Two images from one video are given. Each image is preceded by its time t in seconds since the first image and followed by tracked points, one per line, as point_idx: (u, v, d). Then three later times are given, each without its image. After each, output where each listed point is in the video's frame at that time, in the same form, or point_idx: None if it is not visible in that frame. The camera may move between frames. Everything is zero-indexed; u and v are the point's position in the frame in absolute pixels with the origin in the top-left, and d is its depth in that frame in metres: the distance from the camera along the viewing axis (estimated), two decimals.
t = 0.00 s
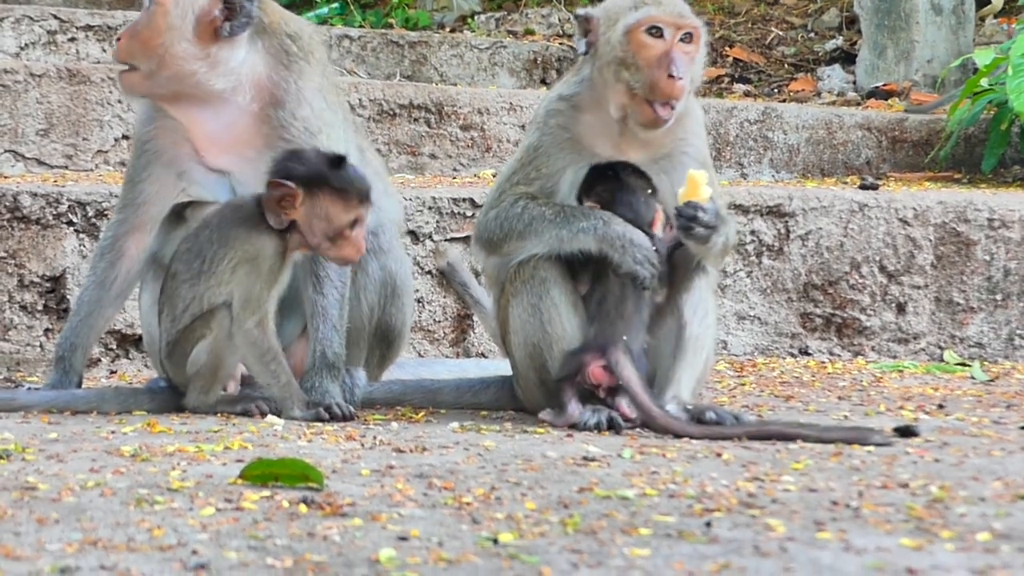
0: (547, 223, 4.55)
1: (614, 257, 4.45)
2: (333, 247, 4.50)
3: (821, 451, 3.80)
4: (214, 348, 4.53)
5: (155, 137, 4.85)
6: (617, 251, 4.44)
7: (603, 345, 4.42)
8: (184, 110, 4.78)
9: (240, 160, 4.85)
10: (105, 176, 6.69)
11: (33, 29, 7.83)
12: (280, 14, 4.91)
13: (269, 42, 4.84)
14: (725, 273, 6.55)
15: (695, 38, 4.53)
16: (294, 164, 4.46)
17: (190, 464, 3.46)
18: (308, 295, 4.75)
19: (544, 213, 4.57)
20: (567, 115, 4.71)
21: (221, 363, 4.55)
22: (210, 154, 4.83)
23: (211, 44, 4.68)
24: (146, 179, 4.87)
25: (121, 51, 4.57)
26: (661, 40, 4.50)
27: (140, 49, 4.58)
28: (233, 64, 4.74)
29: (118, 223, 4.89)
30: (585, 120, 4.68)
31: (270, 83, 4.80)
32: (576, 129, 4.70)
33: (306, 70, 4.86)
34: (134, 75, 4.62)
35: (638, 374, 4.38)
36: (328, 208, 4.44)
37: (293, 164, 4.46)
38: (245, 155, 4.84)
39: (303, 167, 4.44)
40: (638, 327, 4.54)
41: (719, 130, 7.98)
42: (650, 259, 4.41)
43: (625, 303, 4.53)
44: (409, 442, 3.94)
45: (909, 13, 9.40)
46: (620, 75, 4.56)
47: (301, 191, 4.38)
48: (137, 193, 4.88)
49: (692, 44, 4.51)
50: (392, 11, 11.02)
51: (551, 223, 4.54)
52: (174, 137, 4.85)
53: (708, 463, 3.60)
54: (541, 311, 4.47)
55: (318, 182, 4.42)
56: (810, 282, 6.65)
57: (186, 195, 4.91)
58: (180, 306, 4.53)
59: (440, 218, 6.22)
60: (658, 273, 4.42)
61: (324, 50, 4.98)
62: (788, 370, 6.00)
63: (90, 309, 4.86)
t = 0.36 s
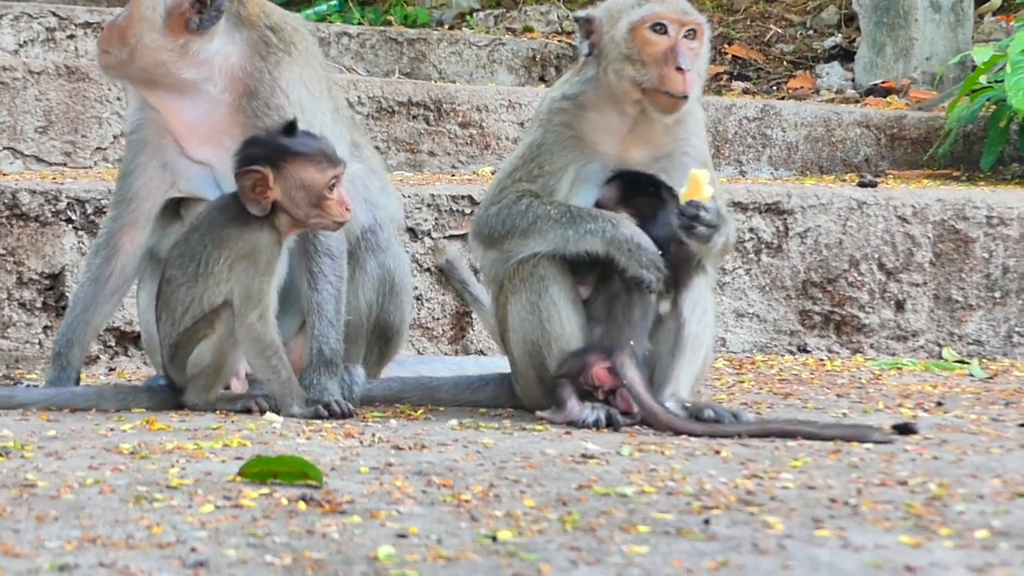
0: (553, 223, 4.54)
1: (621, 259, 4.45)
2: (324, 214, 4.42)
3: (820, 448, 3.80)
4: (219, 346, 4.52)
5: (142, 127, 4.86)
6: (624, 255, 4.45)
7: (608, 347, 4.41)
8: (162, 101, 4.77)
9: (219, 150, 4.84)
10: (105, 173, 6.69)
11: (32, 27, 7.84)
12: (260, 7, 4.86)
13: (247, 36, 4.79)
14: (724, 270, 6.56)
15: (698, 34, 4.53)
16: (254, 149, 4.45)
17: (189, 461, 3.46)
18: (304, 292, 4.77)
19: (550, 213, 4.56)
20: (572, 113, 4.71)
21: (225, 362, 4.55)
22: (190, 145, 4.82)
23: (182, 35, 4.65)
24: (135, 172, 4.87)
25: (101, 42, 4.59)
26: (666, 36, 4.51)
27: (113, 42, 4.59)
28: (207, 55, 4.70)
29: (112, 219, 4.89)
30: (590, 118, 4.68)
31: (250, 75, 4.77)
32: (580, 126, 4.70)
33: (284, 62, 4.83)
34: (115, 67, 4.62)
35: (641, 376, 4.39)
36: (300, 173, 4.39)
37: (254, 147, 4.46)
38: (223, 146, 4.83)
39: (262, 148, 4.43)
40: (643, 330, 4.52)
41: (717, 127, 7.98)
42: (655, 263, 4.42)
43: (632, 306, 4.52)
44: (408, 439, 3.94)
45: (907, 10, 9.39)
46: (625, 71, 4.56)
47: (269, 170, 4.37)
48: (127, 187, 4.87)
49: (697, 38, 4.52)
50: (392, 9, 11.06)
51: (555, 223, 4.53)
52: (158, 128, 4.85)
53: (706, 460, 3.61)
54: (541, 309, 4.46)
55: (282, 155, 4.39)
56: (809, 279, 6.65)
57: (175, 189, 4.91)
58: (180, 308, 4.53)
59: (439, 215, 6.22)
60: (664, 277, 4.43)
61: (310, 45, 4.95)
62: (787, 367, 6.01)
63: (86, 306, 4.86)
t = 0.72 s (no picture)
0: (557, 224, 4.53)
1: (624, 262, 4.44)
2: (311, 211, 4.41)
3: (819, 445, 3.80)
4: (220, 345, 4.54)
5: (141, 128, 4.83)
6: (629, 259, 4.42)
7: (606, 348, 4.42)
8: (171, 99, 4.76)
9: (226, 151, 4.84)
10: (103, 172, 6.69)
11: (30, 26, 7.84)
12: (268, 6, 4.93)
13: (259, 33, 4.83)
14: (723, 267, 6.57)
15: (698, 31, 4.55)
16: (243, 143, 4.44)
17: (189, 460, 3.46)
18: (303, 290, 4.77)
19: (552, 213, 4.55)
20: (573, 109, 4.70)
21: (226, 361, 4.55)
22: (196, 146, 4.82)
23: (209, 29, 4.72)
24: (133, 172, 4.85)
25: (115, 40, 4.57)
26: (665, 33, 4.52)
27: (137, 36, 4.59)
28: (227, 51, 4.76)
29: (109, 217, 4.87)
30: (591, 115, 4.68)
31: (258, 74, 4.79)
32: (581, 124, 4.70)
33: (292, 61, 4.85)
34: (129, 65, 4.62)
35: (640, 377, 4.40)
36: (288, 171, 4.38)
37: (243, 142, 4.45)
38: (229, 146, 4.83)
39: (251, 143, 4.42)
40: (643, 336, 4.52)
41: (716, 124, 7.98)
42: (659, 269, 4.39)
43: (632, 307, 4.54)
44: (407, 436, 3.94)
45: (905, 7, 9.40)
46: (625, 68, 4.56)
47: (256, 165, 4.36)
48: (124, 186, 4.86)
49: (696, 35, 4.53)
50: (390, 7, 11.08)
51: (557, 223, 4.52)
52: (159, 128, 4.84)
53: (706, 457, 3.61)
54: (542, 308, 4.46)
55: (271, 151, 4.38)
56: (808, 276, 6.65)
57: (172, 187, 4.90)
58: (178, 309, 4.52)
59: (437, 213, 6.22)
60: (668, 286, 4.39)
61: (311, 42, 5.00)
62: (787, 364, 6.01)
63: (84, 304, 4.86)
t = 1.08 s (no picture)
0: (558, 223, 4.51)
1: (623, 265, 4.40)
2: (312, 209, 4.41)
3: (820, 440, 3.80)
4: (222, 343, 4.54)
5: (145, 127, 4.82)
6: (628, 261, 4.39)
7: (604, 346, 4.42)
8: (177, 97, 4.77)
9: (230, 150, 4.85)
10: (103, 171, 6.69)
11: (30, 25, 7.85)
12: (275, 7, 4.95)
13: (266, 35, 4.85)
14: (723, 263, 6.57)
15: (697, 31, 4.51)
16: (251, 135, 4.46)
17: (190, 457, 3.46)
18: (305, 288, 4.77)
19: (553, 212, 4.54)
20: (576, 107, 4.70)
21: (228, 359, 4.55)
22: (200, 144, 4.82)
23: (220, 30, 4.73)
24: (134, 170, 4.84)
25: (124, 37, 4.54)
26: (663, 33, 4.49)
27: (148, 35, 4.57)
28: (237, 52, 4.77)
29: (110, 215, 4.86)
30: (594, 113, 4.68)
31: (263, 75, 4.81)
32: (584, 121, 4.69)
33: (297, 62, 4.89)
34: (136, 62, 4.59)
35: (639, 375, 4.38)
36: (289, 168, 4.38)
37: (250, 134, 4.47)
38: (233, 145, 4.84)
39: (258, 136, 4.44)
40: (642, 338, 4.49)
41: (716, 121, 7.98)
42: (656, 275, 4.35)
43: (629, 306, 4.50)
44: (408, 433, 3.94)
45: (905, 3, 9.39)
46: (623, 69, 4.54)
47: (260, 159, 4.39)
48: (126, 184, 4.84)
49: (695, 35, 4.49)
50: (390, 5, 11.08)
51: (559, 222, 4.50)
52: (163, 126, 4.83)
53: (707, 453, 3.60)
54: (544, 305, 4.46)
55: (275, 147, 4.39)
56: (809, 272, 6.65)
57: (174, 185, 4.90)
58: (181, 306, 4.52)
59: (438, 210, 6.21)
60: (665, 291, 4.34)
61: (313, 43, 5.01)
62: (788, 360, 6.01)
63: (85, 303, 4.86)
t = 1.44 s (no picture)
0: (548, 223, 4.50)
1: (606, 267, 4.39)
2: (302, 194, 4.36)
3: (824, 436, 3.79)
4: (226, 339, 4.53)
5: (150, 125, 4.81)
6: (611, 263, 4.39)
7: (597, 356, 4.50)
8: (185, 96, 4.78)
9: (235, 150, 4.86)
10: (106, 167, 6.69)
11: (34, 22, 7.85)
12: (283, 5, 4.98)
13: (274, 33, 4.88)
14: (727, 259, 6.56)
15: (692, 20, 4.51)
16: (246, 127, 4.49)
17: (193, 453, 3.46)
18: (309, 285, 4.77)
19: (545, 212, 4.53)
20: (576, 104, 4.69)
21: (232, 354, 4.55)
22: (204, 143, 4.81)
23: (235, 29, 4.77)
24: (138, 167, 4.83)
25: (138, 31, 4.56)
26: (656, 23, 4.49)
27: (163, 31, 4.60)
28: (248, 51, 4.79)
29: (113, 212, 4.86)
30: (595, 107, 4.66)
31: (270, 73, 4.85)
32: (584, 117, 4.68)
33: (302, 61, 4.92)
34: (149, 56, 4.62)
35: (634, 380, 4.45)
36: (278, 154, 4.38)
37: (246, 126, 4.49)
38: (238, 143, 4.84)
39: (252, 126, 4.46)
40: (628, 336, 4.55)
41: (719, 117, 7.97)
42: (639, 279, 4.36)
43: (610, 311, 4.53)
44: (412, 429, 3.94)
45: None
46: (620, 61, 4.53)
47: (254, 147, 4.40)
48: (129, 181, 4.84)
49: (689, 24, 4.49)
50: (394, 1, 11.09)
51: (551, 223, 4.50)
52: (167, 126, 4.82)
53: (711, 448, 3.60)
54: (545, 301, 4.47)
55: (266, 134, 4.40)
56: (812, 268, 6.64)
57: (177, 183, 4.89)
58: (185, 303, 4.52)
59: (441, 206, 6.21)
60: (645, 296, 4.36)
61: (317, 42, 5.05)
62: (791, 356, 6.00)
63: (88, 299, 4.86)
